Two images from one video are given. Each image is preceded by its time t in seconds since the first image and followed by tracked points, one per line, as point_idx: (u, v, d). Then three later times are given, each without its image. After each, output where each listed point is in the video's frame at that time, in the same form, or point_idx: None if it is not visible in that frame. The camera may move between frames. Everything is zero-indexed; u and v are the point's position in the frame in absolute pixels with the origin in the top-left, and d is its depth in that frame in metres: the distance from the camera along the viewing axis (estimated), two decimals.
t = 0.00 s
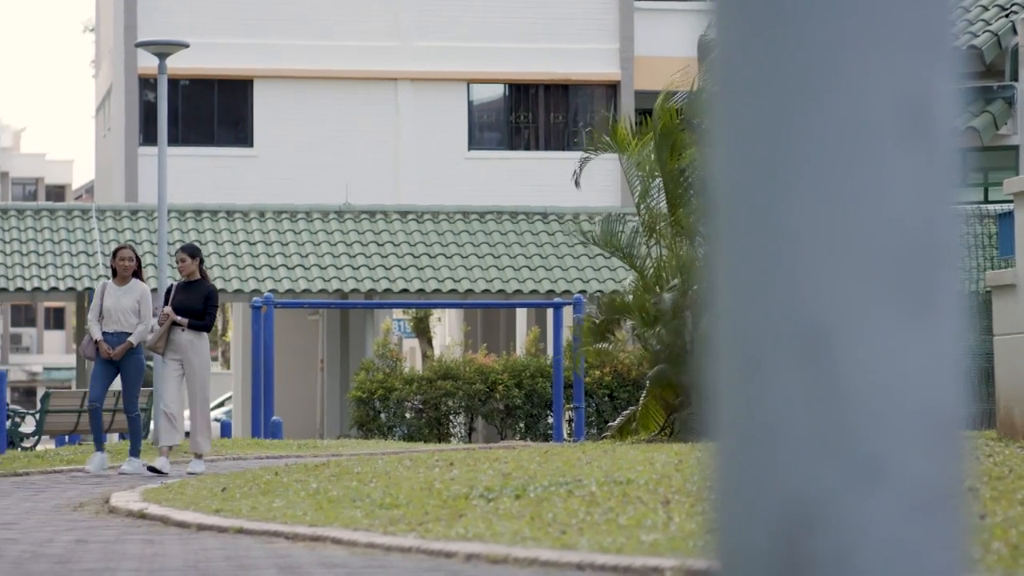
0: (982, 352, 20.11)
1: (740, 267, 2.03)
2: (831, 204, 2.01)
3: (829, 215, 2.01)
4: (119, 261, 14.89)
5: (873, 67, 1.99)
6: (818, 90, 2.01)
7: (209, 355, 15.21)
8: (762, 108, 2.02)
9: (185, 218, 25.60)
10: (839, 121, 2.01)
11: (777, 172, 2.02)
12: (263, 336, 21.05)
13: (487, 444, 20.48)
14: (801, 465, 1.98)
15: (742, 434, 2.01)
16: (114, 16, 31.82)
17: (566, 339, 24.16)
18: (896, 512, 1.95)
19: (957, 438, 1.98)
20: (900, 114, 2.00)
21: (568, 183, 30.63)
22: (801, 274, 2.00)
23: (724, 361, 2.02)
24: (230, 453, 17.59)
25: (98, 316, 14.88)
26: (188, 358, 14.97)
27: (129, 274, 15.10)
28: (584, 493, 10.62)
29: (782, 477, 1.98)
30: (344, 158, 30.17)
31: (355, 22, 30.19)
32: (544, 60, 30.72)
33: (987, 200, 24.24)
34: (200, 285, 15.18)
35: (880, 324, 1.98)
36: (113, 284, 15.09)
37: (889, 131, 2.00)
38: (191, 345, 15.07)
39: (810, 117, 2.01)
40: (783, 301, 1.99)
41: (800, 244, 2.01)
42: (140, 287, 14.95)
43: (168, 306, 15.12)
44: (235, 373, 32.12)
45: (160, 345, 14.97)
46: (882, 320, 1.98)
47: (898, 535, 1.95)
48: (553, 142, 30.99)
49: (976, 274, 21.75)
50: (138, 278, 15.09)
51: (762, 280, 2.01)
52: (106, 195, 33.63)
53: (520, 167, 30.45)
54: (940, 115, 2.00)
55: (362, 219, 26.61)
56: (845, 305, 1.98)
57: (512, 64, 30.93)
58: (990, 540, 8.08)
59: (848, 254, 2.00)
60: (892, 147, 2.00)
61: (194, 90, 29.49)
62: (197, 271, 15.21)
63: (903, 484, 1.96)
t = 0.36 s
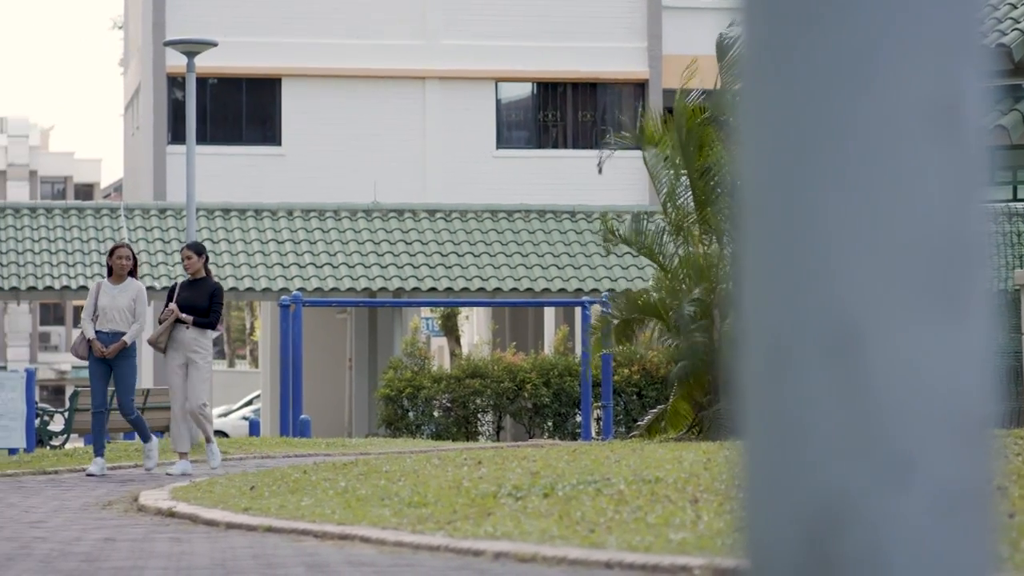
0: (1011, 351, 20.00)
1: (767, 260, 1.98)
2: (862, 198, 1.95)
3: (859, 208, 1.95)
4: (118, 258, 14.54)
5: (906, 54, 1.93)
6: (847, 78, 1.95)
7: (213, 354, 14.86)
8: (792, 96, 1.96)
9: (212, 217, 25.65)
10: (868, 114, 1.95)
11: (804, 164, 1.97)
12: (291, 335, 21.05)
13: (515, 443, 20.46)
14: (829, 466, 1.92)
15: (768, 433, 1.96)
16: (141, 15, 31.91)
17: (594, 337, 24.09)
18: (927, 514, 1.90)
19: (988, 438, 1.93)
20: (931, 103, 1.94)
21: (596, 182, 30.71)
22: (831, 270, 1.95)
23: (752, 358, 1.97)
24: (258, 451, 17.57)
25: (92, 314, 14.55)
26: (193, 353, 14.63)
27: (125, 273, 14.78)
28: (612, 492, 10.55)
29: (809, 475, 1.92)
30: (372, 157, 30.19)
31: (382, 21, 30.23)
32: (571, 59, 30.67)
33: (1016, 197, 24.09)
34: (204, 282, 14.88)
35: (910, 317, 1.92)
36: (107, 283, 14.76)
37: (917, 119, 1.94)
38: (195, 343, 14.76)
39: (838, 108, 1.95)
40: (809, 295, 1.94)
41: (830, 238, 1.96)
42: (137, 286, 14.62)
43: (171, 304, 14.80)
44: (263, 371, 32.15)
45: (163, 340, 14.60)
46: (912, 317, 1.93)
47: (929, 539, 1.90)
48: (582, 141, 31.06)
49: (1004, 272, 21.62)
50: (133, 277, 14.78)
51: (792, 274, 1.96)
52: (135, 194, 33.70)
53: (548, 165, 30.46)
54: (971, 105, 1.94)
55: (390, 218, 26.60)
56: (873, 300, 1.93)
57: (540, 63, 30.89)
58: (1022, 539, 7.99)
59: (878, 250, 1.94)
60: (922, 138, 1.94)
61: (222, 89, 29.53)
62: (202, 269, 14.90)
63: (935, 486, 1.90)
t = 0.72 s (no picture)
0: None
1: (798, 260, 2.14)
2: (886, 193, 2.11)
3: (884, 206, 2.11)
4: (123, 256, 14.53)
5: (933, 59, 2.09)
6: (875, 80, 2.10)
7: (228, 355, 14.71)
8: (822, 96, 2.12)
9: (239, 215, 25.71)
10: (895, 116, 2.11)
11: (834, 167, 2.12)
12: (316, 333, 21.04)
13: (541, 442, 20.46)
14: (853, 441, 2.08)
15: (799, 421, 2.12)
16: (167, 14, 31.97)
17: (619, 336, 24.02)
18: (945, 488, 2.06)
19: (1008, 433, 2.07)
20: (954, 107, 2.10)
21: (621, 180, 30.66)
22: (857, 258, 2.11)
23: (785, 353, 2.14)
24: (284, 450, 17.57)
25: (99, 312, 14.47)
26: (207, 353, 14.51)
27: (129, 271, 14.73)
28: (638, 490, 10.52)
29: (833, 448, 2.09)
30: (397, 155, 30.19)
31: (408, 20, 30.22)
32: (596, 58, 30.61)
33: None
34: (218, 282, 14.83)
35: (929, 306, 2.08)
36: (112, 281, 14.69)
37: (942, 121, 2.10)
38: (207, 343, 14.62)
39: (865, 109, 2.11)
40: (836, 295, 2.10)
41: (861, 240, 2.11)
42: (143, 283, 14.58)
43: (183, 303, 14.71)
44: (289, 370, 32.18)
45: (175, 340, 14.48)
46: (931, 306, 2.08)
47: (951, 523, 2.06)
48: (607, 139, 31.01)
49: None
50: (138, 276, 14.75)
51: (819, 275, 2.12)
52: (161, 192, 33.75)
53: (574, 163, 30.38)
54: (991, 113, 2.10)
55: (415, 216, 26.58)
56: (896, 289, 2.09)
57: (565, 61, 30.82)
58: None
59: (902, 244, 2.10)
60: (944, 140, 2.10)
61: (248, 88, 29.52)
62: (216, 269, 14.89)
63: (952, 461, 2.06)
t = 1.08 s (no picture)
0: None
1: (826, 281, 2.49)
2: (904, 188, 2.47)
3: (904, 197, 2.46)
4: (132, 254, 14.33)
5: (943, 68, 2.43)
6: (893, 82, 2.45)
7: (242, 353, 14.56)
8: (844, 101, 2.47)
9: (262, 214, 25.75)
10: (910, 120, 2.45)
11: (859, 203, 2.48)
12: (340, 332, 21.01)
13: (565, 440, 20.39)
14: (877, 401, 2.43)
15: (828, 424, 2.47)
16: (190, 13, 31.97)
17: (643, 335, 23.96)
18: (963, 440, 2.39)
19: None
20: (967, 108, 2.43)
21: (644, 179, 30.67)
22: (879, 242, 2.47)
23: (813, 361, 2.47)
24: (306, 449, 17.55)
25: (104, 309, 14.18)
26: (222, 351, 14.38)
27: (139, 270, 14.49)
28: (661, 489, 10.47)
29: (859, 406, 2.44)
30: (421, 154, 30.16)
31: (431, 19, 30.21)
32: (619, 56, 30.54)
33: None
34: (230, 279, 14.58)
35: (943, 283, 2.43)
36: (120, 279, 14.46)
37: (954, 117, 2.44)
38: (220, 341, 14.45)
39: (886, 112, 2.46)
40: (865, 311, 2.43)
41: (888, 266, 2.46)
42: (150, 281, 14.33)
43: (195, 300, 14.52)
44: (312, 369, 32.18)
45: (187, 338, 14.39)
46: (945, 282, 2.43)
47: (971, 515, 2.39)
48: (631, 138, 30.89)
49: None
50: (147, 275, 14.50)
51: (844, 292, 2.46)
52: (184, 191, 33.77)
53: (597, 162, 30.34)
54: (1018, 110, 2.40)
55: (439, 216, 26.54)
56: (916, 270, 2.44)
57: (588, 60, 30.71)
58: None
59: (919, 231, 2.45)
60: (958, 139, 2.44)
61: (271, 88, 29.44)
62: (228, 265, 14.64)
63: (967, 416, 2.40)
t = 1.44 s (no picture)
0: None
1: (850, 283, 2.71)
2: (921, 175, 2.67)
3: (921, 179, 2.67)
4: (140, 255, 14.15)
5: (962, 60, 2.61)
6: (914, 92, 2.65)
7: (247, 354, 14.37)
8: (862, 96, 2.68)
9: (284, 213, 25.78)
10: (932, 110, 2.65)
11: (884, 209, 2.70)
12: (361, 331, 21.02)
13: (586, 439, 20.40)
14: (900, 392, 2.63)
15: (852, 418, 2.68)
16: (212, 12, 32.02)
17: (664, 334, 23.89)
18: (975, 427, 2.57)
19: None
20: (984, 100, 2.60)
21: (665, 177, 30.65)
22: (901, 247, 2.68)
23: (836, 357, 2.70)
24: (328, 448, 17.57)
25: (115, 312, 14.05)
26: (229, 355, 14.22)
27: (146, 272, 14.35)
28: (683, 488, 10.42)
29: (881, 398, 2.65)
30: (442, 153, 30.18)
31: (452, 18, 30.23)
32: (641, 55, 30.51)
33: None
34: (236, 280, 14.31)
35: (968, 291, 2.62)
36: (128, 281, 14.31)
37: (977, 126, 2.62)
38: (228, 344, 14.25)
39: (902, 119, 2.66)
40: (886, 310, 2.64)
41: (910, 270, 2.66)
42: (162, 284, 14.22)
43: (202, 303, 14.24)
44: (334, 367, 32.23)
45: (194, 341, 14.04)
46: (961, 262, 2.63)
47: (990, 512, 2.57)
48: (653, 137, 30.90)
49: None
50: (155, 276, 14.37)
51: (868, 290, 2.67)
52: (207, 190, 33.85)
53: (619, 161, 30.33)
54: None
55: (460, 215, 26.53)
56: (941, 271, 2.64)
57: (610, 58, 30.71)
58: None
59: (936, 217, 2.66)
60: (975, 128, 2.63)
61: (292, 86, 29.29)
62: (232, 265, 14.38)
63: (985, 393, 2.59)
